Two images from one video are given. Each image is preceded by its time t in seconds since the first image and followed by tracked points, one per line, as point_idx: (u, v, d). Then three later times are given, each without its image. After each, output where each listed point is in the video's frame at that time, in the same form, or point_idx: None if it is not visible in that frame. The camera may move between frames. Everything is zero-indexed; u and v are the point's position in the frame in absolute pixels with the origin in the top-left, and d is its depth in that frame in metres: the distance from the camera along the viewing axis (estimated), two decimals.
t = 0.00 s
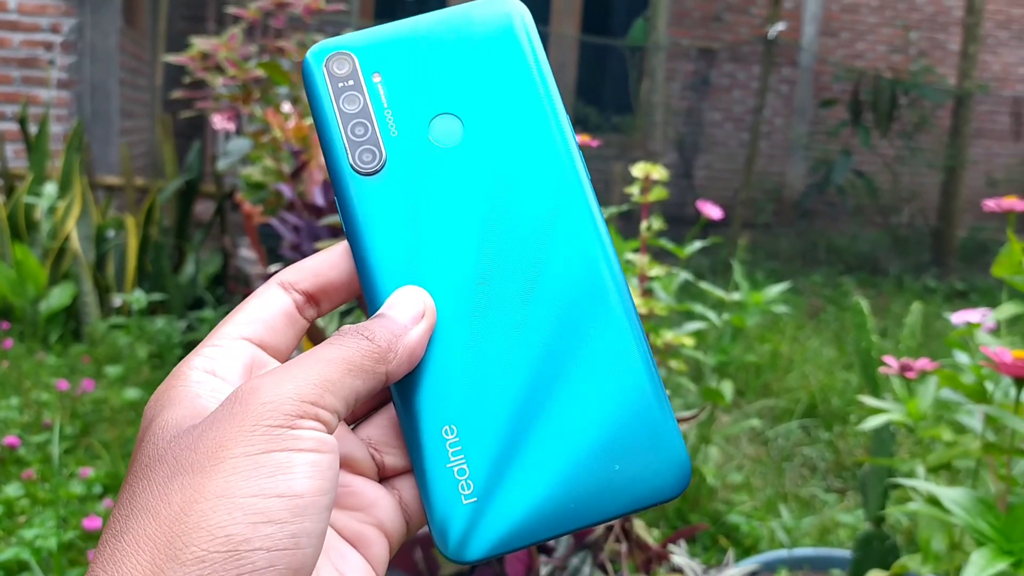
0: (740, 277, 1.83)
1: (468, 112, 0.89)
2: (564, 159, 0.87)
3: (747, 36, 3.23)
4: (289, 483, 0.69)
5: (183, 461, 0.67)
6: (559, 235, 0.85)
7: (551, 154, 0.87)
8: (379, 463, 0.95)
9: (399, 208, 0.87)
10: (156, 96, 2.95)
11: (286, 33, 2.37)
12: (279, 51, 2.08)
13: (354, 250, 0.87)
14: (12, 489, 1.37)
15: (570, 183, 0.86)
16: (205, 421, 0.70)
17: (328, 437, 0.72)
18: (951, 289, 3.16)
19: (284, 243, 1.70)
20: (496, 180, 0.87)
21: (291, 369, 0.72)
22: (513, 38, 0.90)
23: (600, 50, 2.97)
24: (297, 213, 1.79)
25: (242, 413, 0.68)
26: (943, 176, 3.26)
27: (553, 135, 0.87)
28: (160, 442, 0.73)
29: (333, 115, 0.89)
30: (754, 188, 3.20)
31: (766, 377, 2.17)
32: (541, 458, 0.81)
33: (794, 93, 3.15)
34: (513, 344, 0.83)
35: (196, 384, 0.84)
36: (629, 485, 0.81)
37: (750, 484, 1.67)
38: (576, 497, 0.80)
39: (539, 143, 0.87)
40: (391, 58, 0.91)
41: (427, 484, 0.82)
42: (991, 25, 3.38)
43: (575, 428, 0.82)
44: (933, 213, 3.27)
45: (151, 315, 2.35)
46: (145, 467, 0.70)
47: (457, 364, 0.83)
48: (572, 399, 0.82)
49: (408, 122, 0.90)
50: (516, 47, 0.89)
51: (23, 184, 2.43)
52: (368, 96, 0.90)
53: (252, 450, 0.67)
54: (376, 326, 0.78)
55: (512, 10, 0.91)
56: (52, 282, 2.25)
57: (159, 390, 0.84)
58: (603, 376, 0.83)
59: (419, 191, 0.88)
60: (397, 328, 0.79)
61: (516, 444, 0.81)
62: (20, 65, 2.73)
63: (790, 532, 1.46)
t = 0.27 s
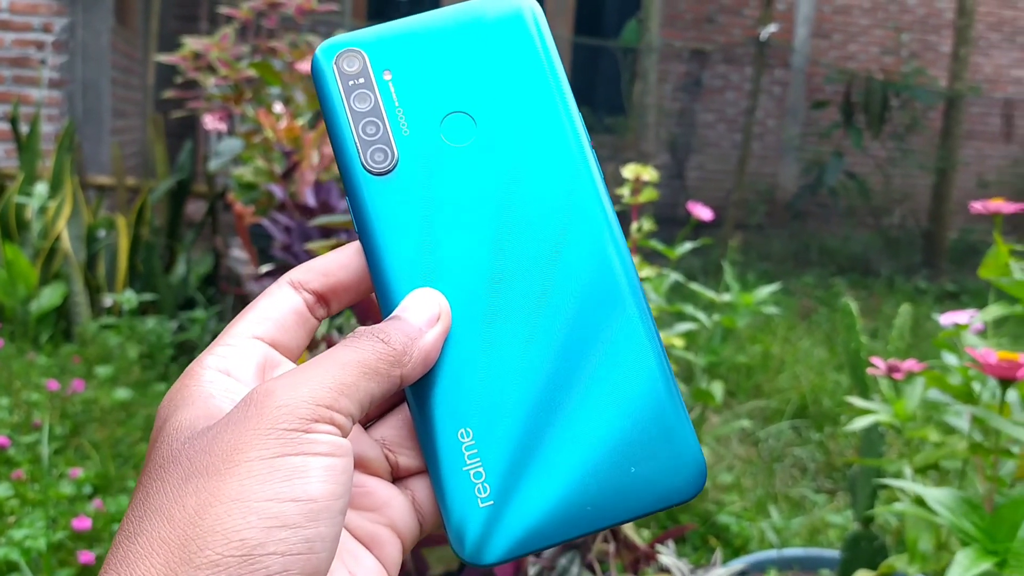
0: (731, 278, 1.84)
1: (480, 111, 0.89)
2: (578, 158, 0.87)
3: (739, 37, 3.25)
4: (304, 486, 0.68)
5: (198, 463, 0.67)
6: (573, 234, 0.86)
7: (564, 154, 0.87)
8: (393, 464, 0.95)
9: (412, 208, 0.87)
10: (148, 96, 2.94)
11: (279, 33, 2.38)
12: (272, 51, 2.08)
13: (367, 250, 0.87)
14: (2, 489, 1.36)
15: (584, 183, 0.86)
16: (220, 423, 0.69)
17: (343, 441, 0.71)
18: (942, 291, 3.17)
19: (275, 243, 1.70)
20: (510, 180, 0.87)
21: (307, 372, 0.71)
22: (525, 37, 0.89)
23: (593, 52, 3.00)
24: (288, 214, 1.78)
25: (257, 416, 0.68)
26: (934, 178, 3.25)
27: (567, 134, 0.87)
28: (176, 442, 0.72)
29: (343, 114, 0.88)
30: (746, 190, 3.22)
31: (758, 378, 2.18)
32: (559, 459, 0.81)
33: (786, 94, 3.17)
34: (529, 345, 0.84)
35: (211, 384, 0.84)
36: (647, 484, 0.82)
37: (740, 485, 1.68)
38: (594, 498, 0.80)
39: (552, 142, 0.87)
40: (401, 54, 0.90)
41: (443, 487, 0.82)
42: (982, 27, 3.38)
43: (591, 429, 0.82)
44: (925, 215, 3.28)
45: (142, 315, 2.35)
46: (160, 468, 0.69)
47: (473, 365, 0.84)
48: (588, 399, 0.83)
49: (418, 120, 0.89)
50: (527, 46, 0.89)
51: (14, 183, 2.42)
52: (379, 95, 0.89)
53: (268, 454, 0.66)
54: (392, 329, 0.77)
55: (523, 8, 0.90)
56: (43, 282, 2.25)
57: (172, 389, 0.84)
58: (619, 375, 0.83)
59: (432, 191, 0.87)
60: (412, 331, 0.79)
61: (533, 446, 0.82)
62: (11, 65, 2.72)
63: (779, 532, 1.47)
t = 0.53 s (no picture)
0: (719, 279, 1.84)
1: (497, 115, 0.91)
2: (595, 162, 0.90)
3: (729, 38, 3.21)
4: (320, 491, 0.71)
5: (216, 465, 0.69)
6: (590, 238, 0.89)
7: (582, 159, 0.90)
8: (408, 465, 0.99)
9: (432, 212, 0.89)
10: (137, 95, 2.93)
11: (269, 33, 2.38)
12: (260, 51, 2.07)
13: (386, 252, 0.89)
14: None
15: (600, 187, 0.89)
16: (239, 425, 0.72)
17: (359, 446, 0.74)
18: (930, 291, 3.17)
19: (263, 243, 1.70)
20: (527, 186, 0.89)
21: (325, 375, 0.73)
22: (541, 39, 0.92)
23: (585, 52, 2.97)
24: (276, 213, 1.78)
25: (276, 420, 0.70)
26: (922, 179, 3.27)
27: (584, 138, 0.90)
28: (197, 441, 0.75)
29: (360, 115, 0.91)
30: (735, 190, 3.22)
31: (746, 378, 2.19)
32: (577, 460, 0.84)
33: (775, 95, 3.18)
34: (546, 346, 0.87)
35: (228, 384, 0.86)
36: (664, 485, 0.85)
37: (727, 484, 1.68)
38: (612, 503, 0.84)
39: (569, 147, 0.90)
40: (419, 56, 0.92)
41: (462, 490, 0.85)
42: (971, 28, 3.38)
43: (608, 431, 0.85)
44: (913, 215, 3.29)
45: (129, 315, 2.34)
46: (178, 469, 0.72)
47: (492, 367, 0.86)
48: (605, 401, 0.86)
49: (435, 121, 0.91)
50: (544, 51, 0.91)
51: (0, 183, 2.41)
52: (396, 95, 0.91)
53: (285, 458, 0.69)
54: (411, 333, 0.79)
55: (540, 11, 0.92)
56: (29, 281, 2.23)
57: (190, 388, 0.87)
58: (637, 378, 0.86)
59: (450, 195, 0.89)
60: (431, 336, 0.81)
61: (553, 448, 0.85)
62: None
63: (766, 531, 1.47)
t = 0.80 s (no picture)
0: (703, 279, 1.84)
1: (540, 125, 0.87)
2: (635, 185, 0.86)
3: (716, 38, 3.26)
4: (343, 503, 0.68)
5: (238, 472, 0.66)
6: (626, 262, 0.84)
7: (622, 179, 0.86)
8: (420, 473, 0.94)
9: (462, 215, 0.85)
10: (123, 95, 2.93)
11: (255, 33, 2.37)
12: (244, 50, 2.07)
13: (411, 251, 0.84)
14: None
15: (639, 210, 0.85)
16: (260, 434, 0.69)
17: (382, 459, 0.71)
18: (914, 292, 3.16)
19: (246, 243, 1.69)
20: (558, 200, 0.86)
21: (350, 386, 0.70)
22: (598, 49, 0.87)
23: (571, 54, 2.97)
24: (259, 213, 1.77)
25: (299, 430, 0.67)
26: (907, 179, 3.27)
27: (626, 158, 0.86)
28: (216, 449, 0.72)
29: (402, 108, 0.86)
30: (722, 190, 3.25)
31: (731, 377, 2.20)
32: (587, 485, 0.81)
33: (762, 96, 3.25)
34: (571, 366, 0.83)
35: (248, 391, 0.83)
36: (668, 521, 0.81)
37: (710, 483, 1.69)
38: (613, 529, 0.80)
39: (611, 166, 0.86)
40: (467, 52, 0.87)
41: (466, 501, 0.80)
42: (956, 30, 3.40)
43: (621, 459, 0.82)
44: (898, 216, 3.27)
45: (113, 315, 2.33)
46: (196, 476, 0.69)
47: (510, 380, 0.82)
48: (623, 428, 0.82)
49: (477, 126, 0.87)
50: (595, 59, 0.87)
51: None
52: (439, 93, 0.86)
53: (308, 470, 0.66)
54: (435, 346, 0.75)
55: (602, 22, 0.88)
56: (13, 281, 2.22)
57: (210, 391, 0.84)
58: (657, 409, 0.83)
59: (479, 201, 0.85)
60: (455, 348, 0.76)
61: (563, 469, 0.81)
62: None
63: (749, 530, 1.48)
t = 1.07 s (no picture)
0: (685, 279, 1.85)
1: (573, 148, 0.85)
2: (662, 224, 0.83)
3: (700, 40, 3.27)
4: (355, 516, 0.68)
5: (251, 483, 0.67)
6: (647, 299, 0.82)
7: (648, 215, 0.84)
8: (418, 483, 0.95)
9: (486, 230, 0.83)
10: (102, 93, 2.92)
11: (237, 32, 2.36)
12: (225, 48, 2.05)
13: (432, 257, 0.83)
14: None
15: (663, 249, 0.83)
16: (274, 444, 0.69)
17: (394, 473, 0.71)
18: (895, 292, 3.13)
19: (225, 242, 1.68)
20: (576, 224, 0.84)
21: (364, 399, 0.70)
22: (649, 81, 0.85)
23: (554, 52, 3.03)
24: (239, 212, 1.77)
25: (314, 443, 0.68)
26: (888, 180, 3.29)
27: (657, 195, 0.84)
28: (228, 452, 0.72)
29: (442, 115, 0.84)
30: (706, 191, 3.29)
31: (712, 377, 2.21)
32: (582, 514, 0.80)
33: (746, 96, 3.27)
34: (584, 392, 0.81)
35: (259, 399, 0.82)
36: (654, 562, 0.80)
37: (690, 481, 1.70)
38: (599, 556, 0.80)
39: (641, 199, 0.84)
40: (517, 67, 0.86)
41: (458, 513, 0.79)
42: (937, 31, 3.43)
43: (619, 490, 0.81)
44: (880, 216, 3.30)
45: (93, 315, 2.32)
46: (207, 482, 0.69)
47: (522, 399, 0.82)
48: (627, 461, 0.81)
49: (516, 143, 0.85)
50: (640, 87, 0.85)
51: None
52: (482, 104, 0.85)
53: (321, 483, 0.66)
54: (449, 363, 0.74)
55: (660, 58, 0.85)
56: None
57: (218, 393, 0.83)
58: (661, 448, 0.81)
59: (502, 219, 0.84)
60: (467, 364, 0.75)
61: (561, 493, 0.81)
62: None
63: (727, 528, 1.49)
